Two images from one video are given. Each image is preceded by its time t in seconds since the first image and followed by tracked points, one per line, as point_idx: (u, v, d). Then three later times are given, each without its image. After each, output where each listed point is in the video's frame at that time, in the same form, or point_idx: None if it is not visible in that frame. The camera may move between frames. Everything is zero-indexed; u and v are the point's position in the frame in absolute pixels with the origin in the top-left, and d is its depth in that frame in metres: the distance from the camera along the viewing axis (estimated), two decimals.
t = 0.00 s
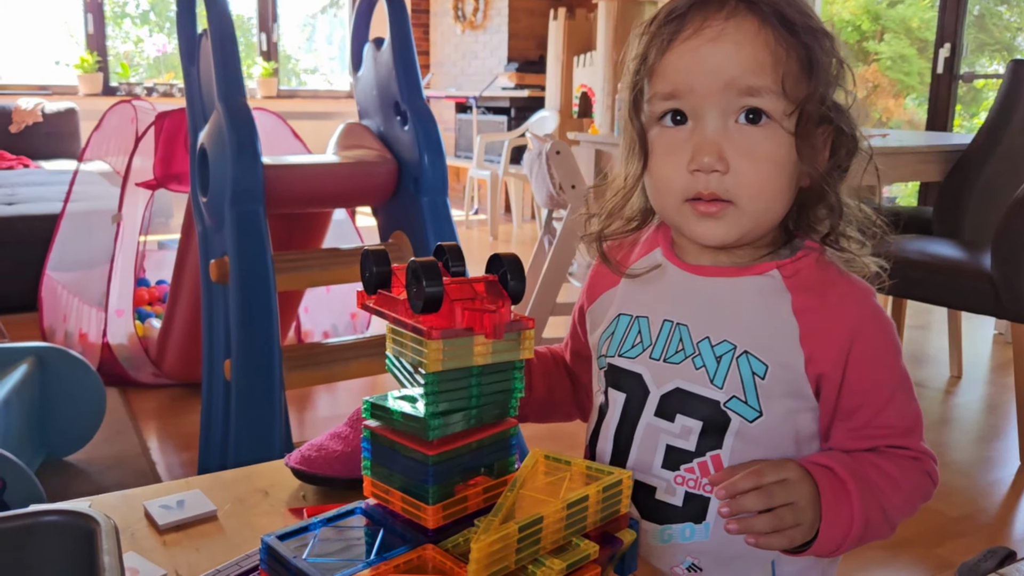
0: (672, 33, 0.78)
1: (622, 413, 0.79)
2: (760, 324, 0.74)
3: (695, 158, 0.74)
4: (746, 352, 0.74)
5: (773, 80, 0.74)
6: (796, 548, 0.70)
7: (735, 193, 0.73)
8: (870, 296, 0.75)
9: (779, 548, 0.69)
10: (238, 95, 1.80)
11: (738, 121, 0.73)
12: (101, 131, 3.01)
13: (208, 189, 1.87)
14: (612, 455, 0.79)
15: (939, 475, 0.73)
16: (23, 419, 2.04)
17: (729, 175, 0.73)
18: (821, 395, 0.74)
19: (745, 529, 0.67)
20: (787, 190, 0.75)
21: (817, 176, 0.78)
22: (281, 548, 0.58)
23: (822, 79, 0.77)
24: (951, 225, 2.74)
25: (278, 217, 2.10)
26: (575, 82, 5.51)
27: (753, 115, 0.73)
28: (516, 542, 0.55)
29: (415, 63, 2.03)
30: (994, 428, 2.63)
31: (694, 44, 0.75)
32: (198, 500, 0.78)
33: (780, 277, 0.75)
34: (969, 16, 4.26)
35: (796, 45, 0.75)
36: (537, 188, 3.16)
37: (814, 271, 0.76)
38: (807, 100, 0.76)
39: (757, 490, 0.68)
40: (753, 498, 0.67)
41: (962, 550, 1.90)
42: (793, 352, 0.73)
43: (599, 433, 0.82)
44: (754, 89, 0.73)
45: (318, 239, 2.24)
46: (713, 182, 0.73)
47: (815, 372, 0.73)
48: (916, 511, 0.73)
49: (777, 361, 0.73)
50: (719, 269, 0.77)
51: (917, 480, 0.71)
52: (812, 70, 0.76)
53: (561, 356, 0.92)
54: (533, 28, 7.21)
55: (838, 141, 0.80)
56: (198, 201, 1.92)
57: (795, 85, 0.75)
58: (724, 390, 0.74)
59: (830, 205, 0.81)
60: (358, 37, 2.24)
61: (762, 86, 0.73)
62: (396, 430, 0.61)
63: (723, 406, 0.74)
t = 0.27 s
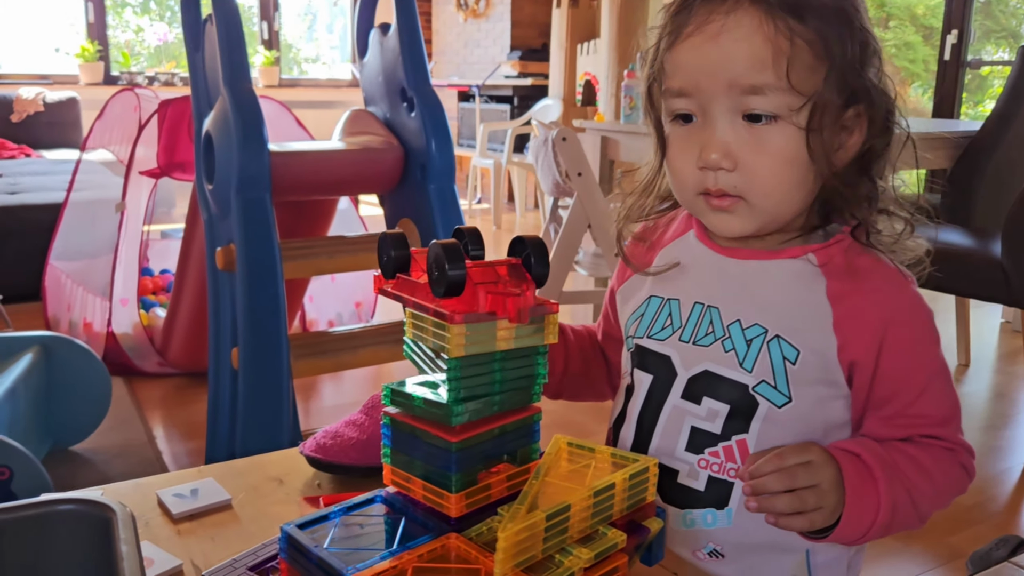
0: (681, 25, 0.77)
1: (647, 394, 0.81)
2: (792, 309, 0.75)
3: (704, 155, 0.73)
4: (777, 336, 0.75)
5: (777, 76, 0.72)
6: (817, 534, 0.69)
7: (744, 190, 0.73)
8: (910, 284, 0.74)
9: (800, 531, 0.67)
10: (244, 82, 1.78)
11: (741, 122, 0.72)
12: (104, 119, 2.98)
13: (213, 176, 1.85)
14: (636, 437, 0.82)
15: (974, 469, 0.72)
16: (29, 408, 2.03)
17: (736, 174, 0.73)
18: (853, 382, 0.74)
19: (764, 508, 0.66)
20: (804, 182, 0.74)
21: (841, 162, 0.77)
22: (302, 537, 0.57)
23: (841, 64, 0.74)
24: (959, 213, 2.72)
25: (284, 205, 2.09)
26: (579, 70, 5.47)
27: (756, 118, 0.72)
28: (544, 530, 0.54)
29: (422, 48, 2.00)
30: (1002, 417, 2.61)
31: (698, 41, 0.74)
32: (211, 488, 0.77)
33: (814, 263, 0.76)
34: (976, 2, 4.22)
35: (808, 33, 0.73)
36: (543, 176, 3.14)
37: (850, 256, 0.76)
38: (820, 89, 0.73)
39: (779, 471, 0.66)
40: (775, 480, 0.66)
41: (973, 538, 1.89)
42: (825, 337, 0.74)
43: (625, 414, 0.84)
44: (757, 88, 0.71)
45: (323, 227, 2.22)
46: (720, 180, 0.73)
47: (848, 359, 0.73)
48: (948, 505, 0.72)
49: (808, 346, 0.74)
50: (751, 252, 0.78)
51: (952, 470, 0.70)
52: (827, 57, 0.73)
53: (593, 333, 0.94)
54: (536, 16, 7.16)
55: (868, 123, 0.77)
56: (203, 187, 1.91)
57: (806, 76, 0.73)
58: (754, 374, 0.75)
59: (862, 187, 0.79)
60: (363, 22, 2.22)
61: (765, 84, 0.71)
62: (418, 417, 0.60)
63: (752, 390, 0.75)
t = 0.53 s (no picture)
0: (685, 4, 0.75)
1: (668, 369, 0.84)
2: (818, 287, 0.76)
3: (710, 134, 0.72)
4: (802, 314, 0.76)
5: (776, 54, 0.70)
6: (840, 521, 0.68)
7: (753, 166, 0.73)
8: (945, 259, 0.74)
9: (818, 520, 0.67)
10: (241, 64, 1.76)
11: (746, 101, 0.71)
12: (98, 106, 2.94)
13: (209, 161, 1.83)
14: (656, 413, 0.84)
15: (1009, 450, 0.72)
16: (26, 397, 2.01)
17: (741, 153, 0.72)
18: (881, 363, 0.74)
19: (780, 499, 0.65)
20: (815, 158, 0.73)
21: (855, 138, 0.74)
22: (314, 522, 0.55)
23: (851, 35, 0.71)
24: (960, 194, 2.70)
25: (282, 189, 2.06)
26: (576, 55, 5.44)
27: (761, 95, 0.71)
28: (565, 514, 0.52)
29: (420, 30, 1.97)
30: (1004, 400, 2.61)
31: (695, 23, 0.72)
32: (217, 474, 0.76)
33: (842, 238, 0.77)
34: None
35: (813, 5, 0.70)
36: (542, 161, 3.11)
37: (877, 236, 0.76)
38: (827, 64, 0.71)
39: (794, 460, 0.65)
40: (792, 469, 0.65)
41: (977, 521, 1.89)
42: (853, 317, 0.74)
43: (646, 387, 0.87)
44: (758, 68, 0.70)
45: (322, 212, 2.20)
46: (728, 158, 0.73)
47: (875, 340, 0.74)
48: (987, 483, 0.72)
49: (834, 326, 0.75)
50: (775, 227, 0.80)
51: (985, 452, 0.70)
52: (833, 30, 0.71)
53: (618, 310, 0.97)
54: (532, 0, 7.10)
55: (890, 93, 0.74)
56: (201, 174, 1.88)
57: (808, 52, 0.70)
58: (777, 352, 0.77)
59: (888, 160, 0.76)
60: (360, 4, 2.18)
61: (765, 63, 0.70)
62: (432, 399, 0.58)
63: (774, 367, 0.77)
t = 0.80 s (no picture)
0: None
1: (686, 328, 0.83)
2: (841, 242, 0.75)
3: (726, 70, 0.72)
4: (826, 271, 0.74)
5: None
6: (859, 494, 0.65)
7: (770, 106, 0.71)
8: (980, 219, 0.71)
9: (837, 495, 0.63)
10: (226, 40, 1.72)
11: (763, 36, 0.70)
12: (80, 91, 2.84)
13: (197, 140, 1.79)
14: (674, 372, 0.84)
15: None
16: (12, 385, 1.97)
17: (758, 87, 0.71)
18: (907, 325, 0.72)
19: (797, 470, 0.62)
20: (837, 100, 0.71)
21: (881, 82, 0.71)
22: (315, 492, 0.52)
23: None
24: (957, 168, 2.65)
25: (270, 169, 2.02)
26: (565, 37, 5.40)
27: (779, 31, 0.69)
28: (579, 482, 0.49)
29: (409, 5, 1.94)
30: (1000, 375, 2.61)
31: None
32: (210, 449, 0.73)
33: (871, 192, 0.75)
34: None
35: None
36: (533, 141, 3.08)
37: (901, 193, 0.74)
38: None
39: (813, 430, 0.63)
40: (809, 439, 0.62)
41: (976, 495, 1.88)
42: (881, 275, 0.72)
43: (662, 347, 0.87)
44: None
45: (312, 193, 2.16)
46: (746, 96, 0.72)
47: (902, 301, 0.71)
48: (1016, 453, 0.69)
49: (860, 284, 0.73)
50: (802, 179, 0.79)
51: (1014, 421, 0.67)
52: None
53: (634, 275, 0.96)
54: None
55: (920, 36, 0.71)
56: (187, 153, 1.84)
57: None
58: (799, 310, 0.75)
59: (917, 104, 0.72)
60: None
61: None
62: (438, 360, 0.55)
63: (796, 326, 0.75)
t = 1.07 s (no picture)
0: None
1: (680, 314, 0.82)
2: (831, 223, 0.74)
3: None
4: (814, 255, 0.74)
5: None
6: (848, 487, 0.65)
7: (809, 37, 0.67)
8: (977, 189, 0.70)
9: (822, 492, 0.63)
10: (202, 27, 1.69)
11: None
12: (56, 82, 2.80)
13: (175, 128, 1.76)
14: (671, 353, 0.83)
15: None
16: None
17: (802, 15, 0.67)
18: (900, 304, 0.71)
19: (783, 470, 0.62)
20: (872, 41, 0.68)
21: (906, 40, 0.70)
22: (304, 480, 0.51)
23: None
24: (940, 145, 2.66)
25: (250, 157, 1.99)
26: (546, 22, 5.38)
27: None
28: (575, 467, 0.48)
29: None
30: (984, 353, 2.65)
31: None
32: (195, 440, 0.71)
33: (860, 168, 0.74)
34: None
35: None
36: (516, 127, 3.06)
37: (892, 166, 0.73)
38: None
39: (795, 430, 0.62)
40: (791, 440, 0.61)
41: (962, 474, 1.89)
42: (871, 255, 0.71)
43: (658, 335, 0.86)
44: None
45: (294, 182, 2.14)
46: (785, 22, 0.68)
47: (893, 282, 0.71)
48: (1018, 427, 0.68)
49: (849, 267, 0.72)
50: (790, 159, 0.77)
51: (1012, 399, 0.66)
52: None
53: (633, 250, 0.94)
54: None
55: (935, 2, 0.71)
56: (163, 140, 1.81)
57: None
58: (788, 297, 0.75)
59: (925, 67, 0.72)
60: None
61: None
62: (426, 343, 0.54)
63: (786, 313, 0.75)
